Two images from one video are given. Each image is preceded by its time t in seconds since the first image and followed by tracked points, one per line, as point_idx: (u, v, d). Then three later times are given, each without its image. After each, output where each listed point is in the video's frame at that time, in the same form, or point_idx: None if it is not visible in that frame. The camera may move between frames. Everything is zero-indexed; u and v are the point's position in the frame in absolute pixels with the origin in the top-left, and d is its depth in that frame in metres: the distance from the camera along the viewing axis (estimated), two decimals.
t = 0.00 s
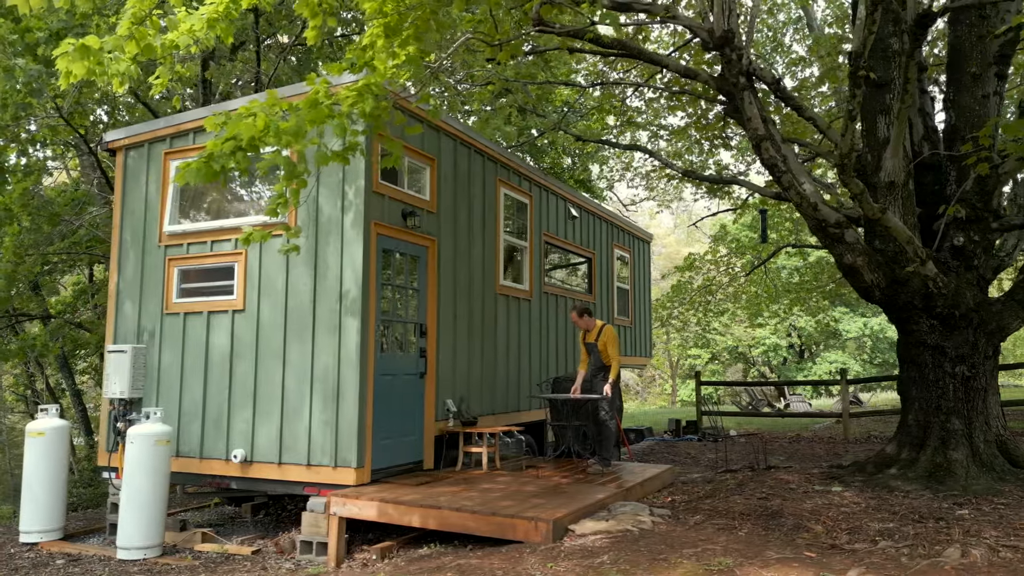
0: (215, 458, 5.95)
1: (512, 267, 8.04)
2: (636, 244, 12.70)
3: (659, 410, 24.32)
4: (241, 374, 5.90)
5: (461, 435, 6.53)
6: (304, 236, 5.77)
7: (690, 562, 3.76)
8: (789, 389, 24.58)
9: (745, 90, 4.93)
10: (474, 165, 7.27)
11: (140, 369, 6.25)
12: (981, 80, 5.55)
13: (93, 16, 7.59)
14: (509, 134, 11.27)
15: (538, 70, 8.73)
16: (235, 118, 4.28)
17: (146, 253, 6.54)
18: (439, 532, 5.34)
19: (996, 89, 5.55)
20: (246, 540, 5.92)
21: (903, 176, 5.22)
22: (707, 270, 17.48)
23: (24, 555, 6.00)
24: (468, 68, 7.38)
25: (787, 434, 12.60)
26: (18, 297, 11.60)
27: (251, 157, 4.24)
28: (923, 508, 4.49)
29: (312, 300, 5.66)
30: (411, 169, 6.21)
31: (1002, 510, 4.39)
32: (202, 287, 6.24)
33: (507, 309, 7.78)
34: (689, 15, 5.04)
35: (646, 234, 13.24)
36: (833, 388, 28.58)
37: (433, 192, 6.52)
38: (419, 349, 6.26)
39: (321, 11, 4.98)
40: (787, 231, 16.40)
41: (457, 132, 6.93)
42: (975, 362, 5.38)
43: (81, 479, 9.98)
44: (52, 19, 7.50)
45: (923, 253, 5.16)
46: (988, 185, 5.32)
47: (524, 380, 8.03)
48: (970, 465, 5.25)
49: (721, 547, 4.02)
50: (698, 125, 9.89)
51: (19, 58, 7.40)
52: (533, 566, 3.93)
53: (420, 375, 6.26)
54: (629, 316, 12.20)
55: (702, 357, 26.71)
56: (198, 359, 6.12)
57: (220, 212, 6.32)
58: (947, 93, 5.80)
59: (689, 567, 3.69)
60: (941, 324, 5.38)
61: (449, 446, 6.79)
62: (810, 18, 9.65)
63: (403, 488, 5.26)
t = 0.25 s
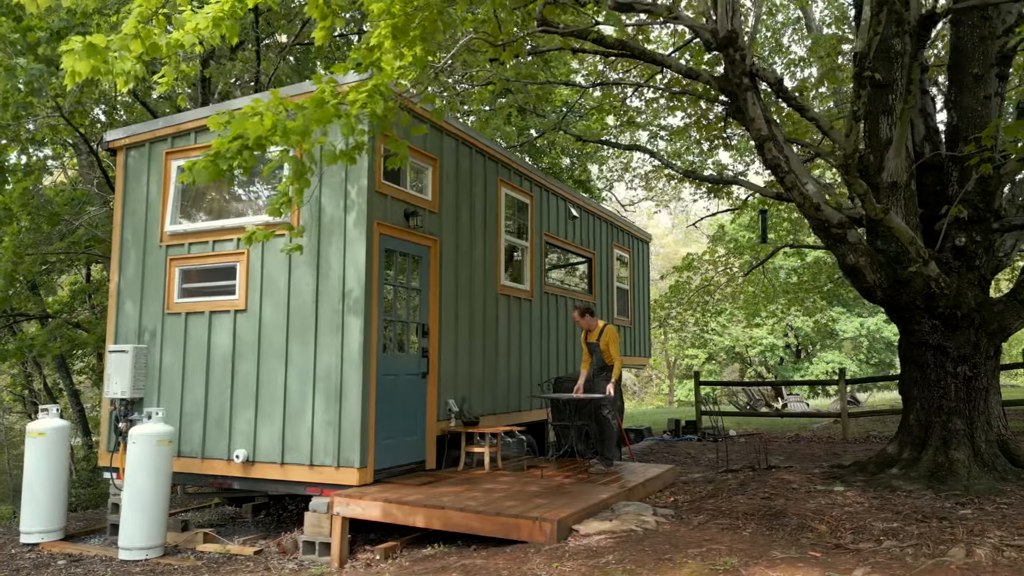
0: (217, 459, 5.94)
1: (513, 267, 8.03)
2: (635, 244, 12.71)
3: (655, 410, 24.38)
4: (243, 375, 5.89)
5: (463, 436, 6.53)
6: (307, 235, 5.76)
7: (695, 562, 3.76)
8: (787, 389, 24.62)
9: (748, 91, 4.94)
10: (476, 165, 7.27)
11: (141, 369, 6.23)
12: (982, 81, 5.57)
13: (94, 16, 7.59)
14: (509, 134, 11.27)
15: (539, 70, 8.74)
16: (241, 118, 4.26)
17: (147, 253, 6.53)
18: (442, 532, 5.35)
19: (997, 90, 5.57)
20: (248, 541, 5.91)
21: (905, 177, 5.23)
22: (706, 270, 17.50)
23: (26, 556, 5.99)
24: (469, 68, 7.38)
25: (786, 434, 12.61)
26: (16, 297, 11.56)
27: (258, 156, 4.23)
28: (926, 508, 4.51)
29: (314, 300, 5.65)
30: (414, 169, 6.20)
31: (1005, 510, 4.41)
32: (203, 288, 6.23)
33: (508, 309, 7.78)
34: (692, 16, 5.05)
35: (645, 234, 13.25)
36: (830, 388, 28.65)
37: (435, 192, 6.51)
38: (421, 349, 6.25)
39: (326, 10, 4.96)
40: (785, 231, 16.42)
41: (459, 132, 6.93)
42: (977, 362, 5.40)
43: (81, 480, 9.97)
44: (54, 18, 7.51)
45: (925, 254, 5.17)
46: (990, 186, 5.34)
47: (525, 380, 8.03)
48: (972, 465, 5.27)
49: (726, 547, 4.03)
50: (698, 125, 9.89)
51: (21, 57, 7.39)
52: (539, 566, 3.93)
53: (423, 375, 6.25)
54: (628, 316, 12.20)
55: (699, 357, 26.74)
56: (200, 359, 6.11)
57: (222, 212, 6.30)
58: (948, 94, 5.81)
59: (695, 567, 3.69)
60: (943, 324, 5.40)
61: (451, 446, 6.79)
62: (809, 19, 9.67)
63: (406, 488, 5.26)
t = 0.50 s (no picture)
0: (218, 459, 5.93)
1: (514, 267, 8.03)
2: (634, 244, 12.72)
3: (652, 410, 24.40)
4: (245, 374, 5.88)
5: (465, 435, 6.53)
6: (310, 235, 5.75)
7: (701, 562, 3.77)
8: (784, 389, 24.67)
9: (752, 91, 4.94)
10: (477, 165, 7.26)
11: (142, 369, 6.22)
12: (984, 82, 5.59)
13: (95, 15, 7.58)
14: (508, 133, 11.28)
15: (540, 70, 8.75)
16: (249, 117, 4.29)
17: (148, 253, 6.52)
18: (445, 532, 5.35)
19: (999, 91, 5.60)
20: (250, 541, 5.90)
21: (907, 177, 5.26)
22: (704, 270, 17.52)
23: (27, 556, 5.97)
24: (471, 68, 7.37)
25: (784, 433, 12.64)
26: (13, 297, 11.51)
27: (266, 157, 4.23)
28: (929, 508, 4.52)
29: (317, 299, 5.64)
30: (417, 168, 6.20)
31: (1007, 509, 4.42)
32: (204, 287, 6.21)
33: (509, 309, 7.78)
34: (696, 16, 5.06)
35: (644, 234, 13.25)
36: (826, 388, 28.72)
37: (437, 192, 6.51)
38: (423, 349, 6.25)
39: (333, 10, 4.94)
40: (783, 231, 16.46)
41: (460, 131, 6.92)
42: (978, 362, 5.42)
43: (78, 479, 9.89)
44: (55, 17, 7.50)
45: (928, 254, 5.19)
46: (992, 186, 5.37)
47: (526, 379, 8.03)
48: (973, 464, 5.28)
49: (731, 547, 4.04)
50: (698, 124, 9.92)
51: (21, 57, 7.38)
52: (544, 566, 3.93)
53: (424, 374, 6.25)
54: (628, 316, 12.21)
55: (696, 357, 26.78)
56: (201, 358, 6.10)
57: (224, 212, 6.29)
58: (950, 96, 5.85)
59: (701, 567, 3.70)
60: (945, 325, 5.42)
61: (452, 446, 6.79)
62: (808, 20, 9.69)
63: (409, 488, 5.26)
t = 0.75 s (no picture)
0: (220, 459, 5.93)
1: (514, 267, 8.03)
2: (633, 244, 12.73)
3: (649, 410, 24.41)
4: (247, 374, 5.87)
5: (466, 435, 6.53)
6: (312, 235, 5.74)
7: (705, 562, 3.78)
8: (780, 388, 24.72)
9: (755, 92, 4.95)
10: (478, 165, 7.26)
11: (142, 369, 6.21)
12: (985, 83, 5.62)
13: (95, 15, 7.56)
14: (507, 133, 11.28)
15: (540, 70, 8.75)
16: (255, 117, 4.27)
17: (149, 253, 6.50)
18: (448, 533, 5.35)
19: (1000, 92, 5.62)
20: (252, 542, 5.90)
21: (908, 178, 5.32)
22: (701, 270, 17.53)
23: (27, 557, 5.96)
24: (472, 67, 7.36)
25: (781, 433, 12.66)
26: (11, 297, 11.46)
27: (273, 157, 4.23)
28: (931, 507, 4.54)
29: (319, 299, 5.64)
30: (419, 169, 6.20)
31: (1009, 509, 4.44)
32: (205, 287, 6.20)
33: (509, 309, 7.78)
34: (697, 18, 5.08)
35: (642, 234, 13.26)
36: (822, 388, 28.79)
37: (438, 192, 6.50)
38: (424, 349, 6.25)
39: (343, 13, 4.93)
40: (780, 231, 16.49)
41: (461, 131, 6.92)
42: (979, 362, 5.45)
43: (77, 479, 9.83)
44: (55, 16, 7.49)
45: (929, 255, 5.21)
46: (992, 187, 5.40)
47: (526, 379, 8.03)
48: (974, 464, 5.30)
49: (734, 547, 4.04)
50: (697, 124, 9.93)
51: (21, 56, 7.36)
52: (549, 566, 3.94)
53: (426, 374, 6.25)
54: (626, 316, 12.22)
55: (693, 357, 26.81)
56: (202, 358, 6.09)
57: (224, 212, 6.27)
58: (951, 97, 5.87)
59: (706, 567, 3.71)
60: (946, 325, 5.44)
61: (453, 446, 6.79)
62: (807, 20, 9.71)
63: (412, 488, 5.26)
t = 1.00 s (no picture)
0: (221, 459, 5.91)
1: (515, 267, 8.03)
2: (631, 244, 12.73)
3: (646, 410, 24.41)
4: (248, 374, 5.86)
5: (467, 435, 6.53)
6: (314, 235, 5.74)
7: (710, 562, 3.79)
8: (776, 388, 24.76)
9: (758, 93, 4.99)
10: (479, 165, 7.25)
11: (142, 369, 6.19)
12: (986, 84, 5.64)
13: (95, 13, 7.54)
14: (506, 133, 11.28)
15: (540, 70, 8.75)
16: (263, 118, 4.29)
17: (149, 252, 6.48)
18: (450, 533, 5.35)
19: (1000, 93, 5.65)
20: (253, 542, 5.89)
21: (910, 179, 5.35)
22: (698, 270, 17.54)
23: (27, 558, 5.93)
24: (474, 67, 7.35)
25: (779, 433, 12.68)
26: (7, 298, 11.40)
27: (281, 159, 4.24)
28: (933, 507, 4.56)
29: (321, 299, 5.64)
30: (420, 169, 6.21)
31: (1011, 508, 4.46)
32: (206, 287, 6.19)
33: (510, 309, 7.78)
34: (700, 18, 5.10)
35: (640, 234, 13.27)
36: (817, 388, 28.85)
37: (439, 192, 6.50)
38: (426, 349, 6.25)
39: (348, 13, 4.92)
40: (777, 231, 16.51)
41: (462, 131, 6.92)
42: (979, 362, 5.47)
43: (74, 479, 9.79)
44: (55, 15, 7.48)
45: (931, 255, 5.23)
46: (993, 188, 5.43)
47: (526, 379, 8.03)
48: (975, 464, 5.32)
49: (738, 547, 4.05)
50: (696, 125, 9.94)
51: (21, 54, 7.34)
52: (554, 566, 3.94)
53: (427, 374, 6.25)
54: (625, 316, 12.22)
55: (689, 357, 26.83)
56: (203, 358, 6.07)
57: (224, 212, 6.26)
58: (952, 98, 5.88)
59: (711, 567, 3.72)
60: (947, 325, 5.46)
61: (454, 446, 6.79)
62: (805, 21, 9.73)
63: (415, 488, 5.26)
